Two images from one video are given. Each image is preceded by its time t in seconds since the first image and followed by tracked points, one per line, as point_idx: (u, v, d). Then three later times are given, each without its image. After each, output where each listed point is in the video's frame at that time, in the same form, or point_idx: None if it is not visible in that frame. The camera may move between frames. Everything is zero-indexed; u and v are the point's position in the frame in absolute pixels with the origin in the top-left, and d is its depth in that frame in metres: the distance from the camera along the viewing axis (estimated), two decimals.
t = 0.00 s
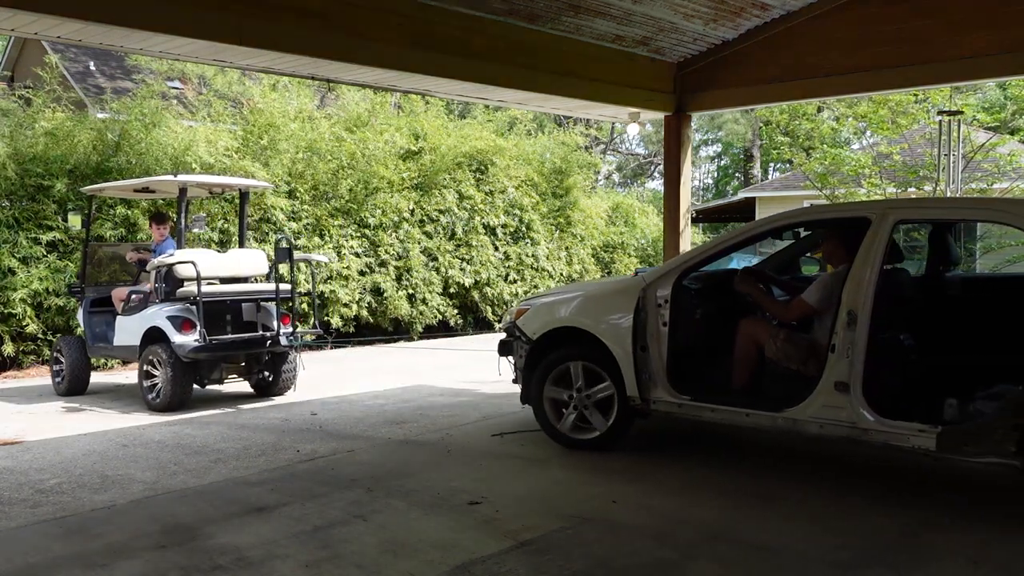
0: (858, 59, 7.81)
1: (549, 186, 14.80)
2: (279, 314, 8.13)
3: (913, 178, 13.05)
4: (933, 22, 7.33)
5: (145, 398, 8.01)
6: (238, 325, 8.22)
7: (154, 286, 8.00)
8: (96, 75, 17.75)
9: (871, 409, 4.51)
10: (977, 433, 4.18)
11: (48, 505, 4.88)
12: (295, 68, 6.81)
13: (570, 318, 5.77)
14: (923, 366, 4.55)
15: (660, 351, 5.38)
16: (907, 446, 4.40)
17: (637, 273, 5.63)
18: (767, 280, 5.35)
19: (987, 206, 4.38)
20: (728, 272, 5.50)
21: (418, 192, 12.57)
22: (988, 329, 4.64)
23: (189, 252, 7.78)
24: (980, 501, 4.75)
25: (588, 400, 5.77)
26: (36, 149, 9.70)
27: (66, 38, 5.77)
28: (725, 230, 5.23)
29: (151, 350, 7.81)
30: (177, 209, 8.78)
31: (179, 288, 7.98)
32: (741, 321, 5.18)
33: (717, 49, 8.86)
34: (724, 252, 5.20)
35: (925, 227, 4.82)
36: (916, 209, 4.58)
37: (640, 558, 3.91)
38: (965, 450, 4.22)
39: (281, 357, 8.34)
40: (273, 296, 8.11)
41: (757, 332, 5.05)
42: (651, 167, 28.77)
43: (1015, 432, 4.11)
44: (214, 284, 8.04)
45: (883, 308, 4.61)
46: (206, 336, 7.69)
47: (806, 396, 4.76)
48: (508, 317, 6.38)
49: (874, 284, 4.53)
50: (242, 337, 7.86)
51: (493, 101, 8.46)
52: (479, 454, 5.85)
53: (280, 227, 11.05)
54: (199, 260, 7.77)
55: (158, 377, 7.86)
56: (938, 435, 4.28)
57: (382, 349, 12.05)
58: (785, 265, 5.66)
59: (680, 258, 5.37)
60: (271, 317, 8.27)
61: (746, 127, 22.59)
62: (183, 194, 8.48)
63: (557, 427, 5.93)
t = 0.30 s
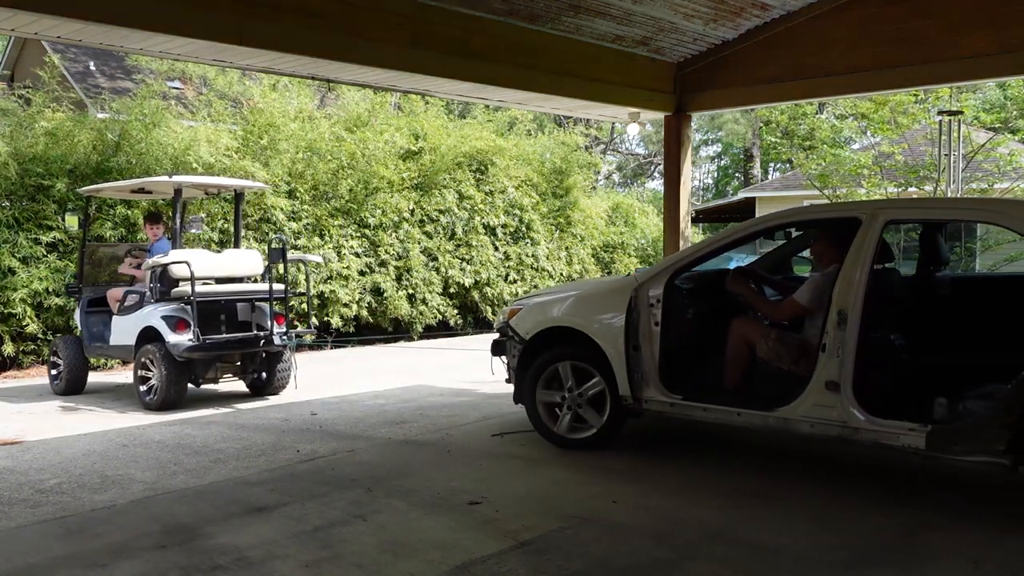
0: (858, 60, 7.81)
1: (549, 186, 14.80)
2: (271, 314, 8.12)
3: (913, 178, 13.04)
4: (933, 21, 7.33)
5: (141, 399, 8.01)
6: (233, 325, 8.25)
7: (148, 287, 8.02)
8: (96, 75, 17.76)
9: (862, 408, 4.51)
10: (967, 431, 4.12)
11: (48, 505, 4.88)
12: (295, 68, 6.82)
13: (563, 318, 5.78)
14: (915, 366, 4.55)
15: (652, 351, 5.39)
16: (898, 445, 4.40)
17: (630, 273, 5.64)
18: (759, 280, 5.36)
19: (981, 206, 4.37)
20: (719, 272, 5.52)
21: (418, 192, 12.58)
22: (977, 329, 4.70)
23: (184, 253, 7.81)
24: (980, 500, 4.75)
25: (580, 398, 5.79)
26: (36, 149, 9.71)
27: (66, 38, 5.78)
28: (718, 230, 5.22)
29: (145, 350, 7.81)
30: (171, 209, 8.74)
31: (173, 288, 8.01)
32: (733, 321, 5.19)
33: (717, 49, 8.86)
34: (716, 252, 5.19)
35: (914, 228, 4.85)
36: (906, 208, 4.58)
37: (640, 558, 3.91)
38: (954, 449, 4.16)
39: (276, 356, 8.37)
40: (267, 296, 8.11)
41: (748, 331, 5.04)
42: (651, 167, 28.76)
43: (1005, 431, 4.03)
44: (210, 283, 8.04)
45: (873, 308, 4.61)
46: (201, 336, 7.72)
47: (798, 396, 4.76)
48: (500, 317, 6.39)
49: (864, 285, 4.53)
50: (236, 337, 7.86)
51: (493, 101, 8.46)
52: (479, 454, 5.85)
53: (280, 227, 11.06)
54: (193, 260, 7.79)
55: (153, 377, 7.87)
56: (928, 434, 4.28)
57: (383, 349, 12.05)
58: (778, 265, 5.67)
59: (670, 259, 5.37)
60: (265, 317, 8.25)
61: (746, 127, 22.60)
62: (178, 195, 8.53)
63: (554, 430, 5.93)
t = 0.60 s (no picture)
0: (859, 59, 7.80)
1: (549, 186, 14.79)
2: (268, 313, 8.13)
3: (914, 177, 13.03)
4: (933, 21, 7.33)
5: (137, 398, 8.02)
6: (229, 324, 8.26)
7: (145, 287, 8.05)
8: (96, 75, 17.75)
9: (851, 407, 4.55)
10: (957, 430, 4.17)
11: (49, 505, 4.88)
12: (295, 68, 6.82)
13: (556, 317, 5.78)
14: (905, 365, 4.58)
15: (644, 351, 5.42)
16: (887, 443, 4.45)
17: (621, 273, 5.67)
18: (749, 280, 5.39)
19: (972, 205, 4.42)
20: (710, 272, 5.54)
21: (418, 192, 12.57)
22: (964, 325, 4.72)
23: (180, 253, 7.83)
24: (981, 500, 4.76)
25: (572, 396, 5.80)
26: (36, 149, 9.71)
27: (66, 38, 5.78)
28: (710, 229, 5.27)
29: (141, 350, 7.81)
30: (167, 209, 8.73)
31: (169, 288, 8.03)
32: (724, 320, 5.21)
33: (717, 49, 8.86)
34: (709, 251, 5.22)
35: (905, 227, 4.84)
36: (894, 209, 4.63)
37: (640, 558, 3.91)
38: (944, 447, 4.22)
39: (271, 355, 8.36)
40: (263, 296, 8.11)
41: (739, 330, 5.04)
42: (651, 167, 28.75)
43: (994, 429, 4.09)
44: (206, 284, 8.06)
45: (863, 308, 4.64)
46: (196, 336, 7.71)
47: (788, 395, 4.79)
48: (492, 317, 6.40)
49: (854, 284, 4.57)
50: (231, 337, 7.86)
51: (493, 101, 8.45)
52: (479, 454, 5.85)
53: (280, 226, 11.07)
54: (188, 260, 7.82)
55: (149, 376, 7.88)
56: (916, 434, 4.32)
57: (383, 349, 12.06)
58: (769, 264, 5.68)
59: (661, 259, 5.40)
60: (260, 317, 8.22)
61: (746, 127, 22.61)
62: (174, 195, 8.59)
63: (550, 431, 5.91)
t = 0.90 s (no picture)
0: (859, 59, 7.80)
1: (549, 186, 14.79)
2: (263, 313, 8.15)
3: (915, 178, 13.00)
4: (933, 21, 7.33)
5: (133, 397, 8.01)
6: (225, 324, 8.28)
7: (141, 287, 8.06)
8: (96, 75, 17.74)
9: (839, 405, 4.56)
10: (943, 429, 4.20)
11: (48, 505, 4.88)
12: (295, 68, 6.82)
13: (547, 317, 5.79)
14: (894, 366, 4.64)
15: (635, 351, 5.42)
16: (875, 442, 4.45)
17: (612, 273, 5.67)
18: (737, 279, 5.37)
19: (965, 205, 4.42)
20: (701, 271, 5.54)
21: (418, 192, 12.57)
22: (951, 324, 4.80)
23: (177, 253, 7.84)
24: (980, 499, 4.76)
25: (561, 394, 5.80)
26: (36, 149, 9.71)
27: (66, 38, 5.78)
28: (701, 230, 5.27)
29: (138, 350, 7.82)
30: (165, 210, 8.72)
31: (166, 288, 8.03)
32: (714, 320, 5.22)
33: (717, 49, 8.86)
34: (700, 251, 5.23)
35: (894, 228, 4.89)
36: (882, 209, 4.63)
37: (640, 559, 3.91)
38: (931, 446, 4.25)
39: (268, 355, 8.38)
40: (259, 296, 8.11)
41: (730, 330, 5.07)
42: (650, 167, 28.75)
43: (980, 428, 4.13)
44: (203, 284, 8.05)
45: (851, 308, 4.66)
46: (193, 335, 7.70)
47: (777, 394, 4.79)
48: (485, 317, 6.42)
49: (842, 284, 4.57)
50: (228, 336, 7.89)
51: (493, 101, 8.45)
52: (479, 454, 5.85)
53: (280, 227, 11.07)
54: (185, 259, 7.82)
55: (146, 375, 7.88)
56: (904, 432, 4.33)
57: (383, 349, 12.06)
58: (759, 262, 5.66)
59: (651, 259, 5.41)
60: (257, 316, 8.28)
61: (746, 127, 22.60)
62: (171, 195, 8.59)
63: (547, 432, 5.90)
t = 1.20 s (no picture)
0: (858, 59, 7.80)
1: (549, 186, 14.78)
2: (260, 313, 8.15)
3: (915, 178, 12.99)
4: (934, 21, 7.33)
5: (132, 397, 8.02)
6: (223, 323, 8.27)
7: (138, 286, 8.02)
8: (96, 75, 17.74)
9: (829, 404, 4.56)
10: (932, 429, 4.20)
11: (48, 505, 4.88)
12: (295, 68, 6.82)
13: (539, 316, 5.78)
14: (884, 365, 4.75)
15: (626, 351, 5.41)
16: (865, 440, 4.46)
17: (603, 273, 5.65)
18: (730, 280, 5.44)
19: (959, 205, 4.44)
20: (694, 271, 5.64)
21: (418, 192, 12.57)
22: (941, 323, 4.86)
23: (173, 253, 7.85)
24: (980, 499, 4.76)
25: (552, 393, 5.80)
26: (36, 149, 9.71)
27: (66, 38, 5.78)
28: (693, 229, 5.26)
29: (135, 350, 7.84)
30: (162, 210, 8.71)
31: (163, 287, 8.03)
32: (705, 320, 5.26)
33: (717, 49, 8.86)
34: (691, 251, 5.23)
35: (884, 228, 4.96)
36: (872, 209, 4.65)
37: (640, 559, 3.91)
38: (919, 445, 4.25)
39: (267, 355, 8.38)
40: (256, 296, 8.12)
41: (721, 330, 5.11)
42: (651, 167, 28.76)
43: (969, 426, 4.13)
44: (201, 284, 8.04)
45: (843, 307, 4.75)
46: (189, 335, 7.73)
47: (768, 393, 4.80)
48: (478, 316, 6.41)
49: (831, 284, 4.58)
50: (226, 335, 7.90)
51: (493, 101, 8.45)
52: (479, 454, 5.85)
53: (280, 227, 11.07)
54: (182, 260, 7.82)
55: (144, 375, 7.89)
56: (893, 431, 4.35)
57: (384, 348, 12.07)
58: (754, 263, 5.72)
59: (643, 259, 5.40)
60: (254, 316, 8.32)
61: (746, 127, 22.61)
62: (169, 196, 8.59)
63: (547, 433, 5.88)
